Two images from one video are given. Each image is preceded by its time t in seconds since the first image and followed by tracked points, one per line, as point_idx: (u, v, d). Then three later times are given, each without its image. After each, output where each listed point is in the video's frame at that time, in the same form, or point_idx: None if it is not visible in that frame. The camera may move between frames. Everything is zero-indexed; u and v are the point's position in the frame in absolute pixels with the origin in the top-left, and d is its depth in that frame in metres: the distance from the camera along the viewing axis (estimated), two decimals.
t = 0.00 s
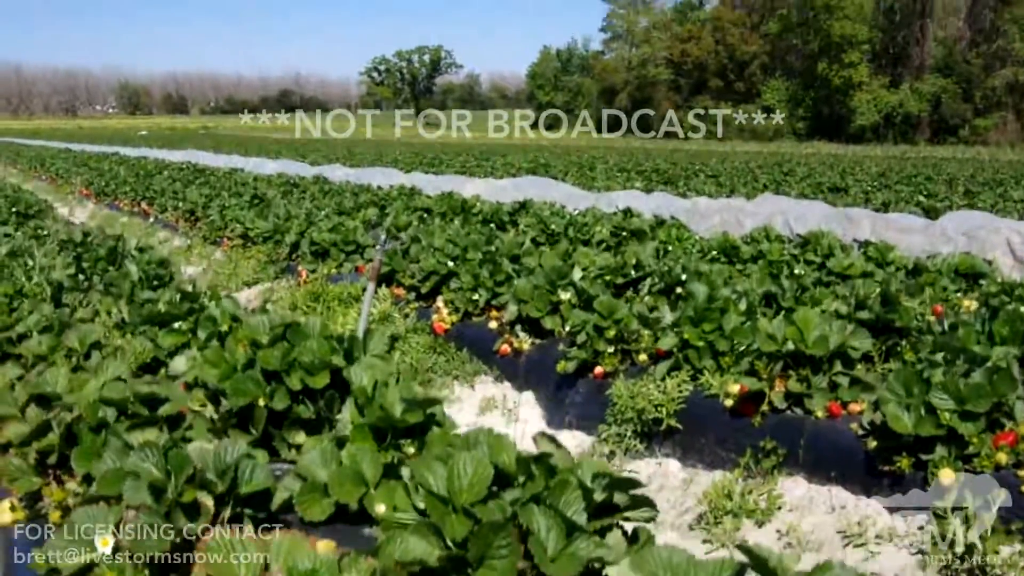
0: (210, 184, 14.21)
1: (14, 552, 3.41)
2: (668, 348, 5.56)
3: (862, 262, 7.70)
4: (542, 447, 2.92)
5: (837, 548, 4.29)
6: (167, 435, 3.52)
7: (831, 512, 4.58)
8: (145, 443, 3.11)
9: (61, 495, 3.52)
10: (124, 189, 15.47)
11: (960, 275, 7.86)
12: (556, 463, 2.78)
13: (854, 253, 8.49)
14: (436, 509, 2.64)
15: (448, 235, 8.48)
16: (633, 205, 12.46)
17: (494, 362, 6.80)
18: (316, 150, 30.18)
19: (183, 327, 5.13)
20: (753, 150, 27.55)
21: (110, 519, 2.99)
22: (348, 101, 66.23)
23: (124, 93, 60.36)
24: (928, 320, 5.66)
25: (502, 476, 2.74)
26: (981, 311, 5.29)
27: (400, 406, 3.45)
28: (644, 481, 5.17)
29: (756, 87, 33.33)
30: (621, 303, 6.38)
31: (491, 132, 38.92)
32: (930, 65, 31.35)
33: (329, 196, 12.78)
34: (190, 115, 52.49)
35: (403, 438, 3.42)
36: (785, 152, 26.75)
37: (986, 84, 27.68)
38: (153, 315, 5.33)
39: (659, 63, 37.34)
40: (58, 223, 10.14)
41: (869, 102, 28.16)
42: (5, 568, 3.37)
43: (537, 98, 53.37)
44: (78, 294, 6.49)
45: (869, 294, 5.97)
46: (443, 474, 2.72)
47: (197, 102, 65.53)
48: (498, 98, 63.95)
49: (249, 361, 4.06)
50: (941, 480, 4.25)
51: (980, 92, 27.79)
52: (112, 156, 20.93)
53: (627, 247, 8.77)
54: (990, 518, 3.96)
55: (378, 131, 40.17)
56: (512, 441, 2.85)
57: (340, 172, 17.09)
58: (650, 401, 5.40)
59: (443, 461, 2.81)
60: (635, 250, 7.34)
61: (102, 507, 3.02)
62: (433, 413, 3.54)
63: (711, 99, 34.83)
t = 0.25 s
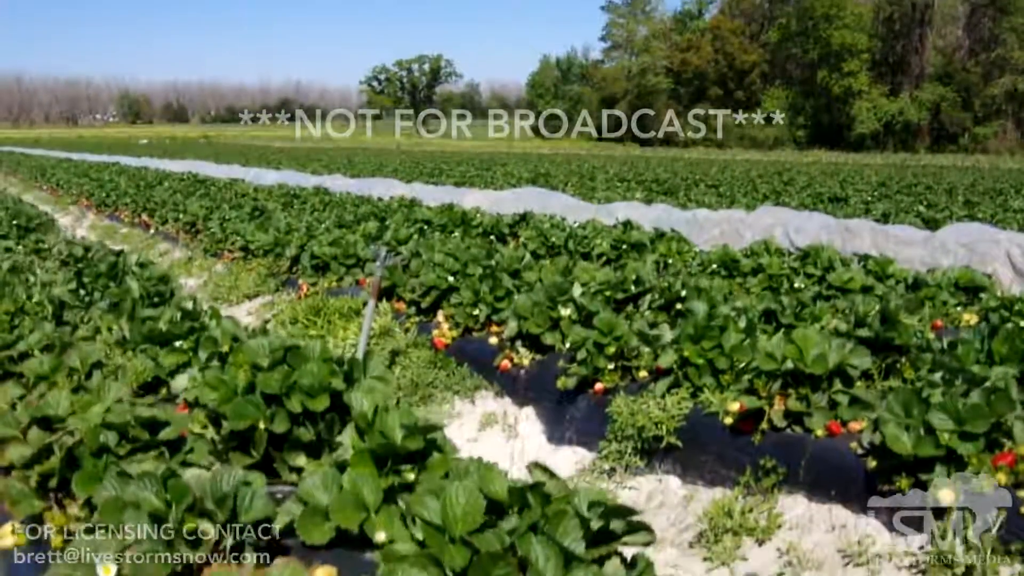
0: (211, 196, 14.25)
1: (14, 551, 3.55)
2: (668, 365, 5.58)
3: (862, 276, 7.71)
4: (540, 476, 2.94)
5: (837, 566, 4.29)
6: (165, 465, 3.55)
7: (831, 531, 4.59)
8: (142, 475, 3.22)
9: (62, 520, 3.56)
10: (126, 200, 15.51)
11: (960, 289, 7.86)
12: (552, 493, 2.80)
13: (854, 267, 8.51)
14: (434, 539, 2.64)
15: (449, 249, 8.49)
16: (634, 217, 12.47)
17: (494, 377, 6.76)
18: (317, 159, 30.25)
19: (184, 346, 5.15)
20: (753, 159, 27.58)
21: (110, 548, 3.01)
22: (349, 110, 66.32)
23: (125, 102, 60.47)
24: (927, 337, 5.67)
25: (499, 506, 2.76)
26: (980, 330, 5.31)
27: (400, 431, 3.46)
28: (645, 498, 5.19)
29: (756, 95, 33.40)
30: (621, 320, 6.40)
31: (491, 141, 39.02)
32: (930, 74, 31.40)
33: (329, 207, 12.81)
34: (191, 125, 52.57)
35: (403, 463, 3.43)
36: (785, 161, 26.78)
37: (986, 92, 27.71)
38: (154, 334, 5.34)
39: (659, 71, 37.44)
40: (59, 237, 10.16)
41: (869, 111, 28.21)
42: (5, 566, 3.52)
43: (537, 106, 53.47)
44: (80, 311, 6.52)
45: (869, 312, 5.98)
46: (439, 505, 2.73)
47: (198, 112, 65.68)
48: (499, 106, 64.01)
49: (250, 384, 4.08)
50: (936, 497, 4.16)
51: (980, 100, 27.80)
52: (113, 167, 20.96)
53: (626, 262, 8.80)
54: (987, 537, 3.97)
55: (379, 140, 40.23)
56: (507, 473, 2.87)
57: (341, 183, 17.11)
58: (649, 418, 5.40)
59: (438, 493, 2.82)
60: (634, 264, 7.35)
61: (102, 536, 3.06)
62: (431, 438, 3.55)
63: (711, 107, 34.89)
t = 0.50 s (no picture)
0: (211, 207, 14.28)
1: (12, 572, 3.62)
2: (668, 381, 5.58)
3: (862, 288, 7.66)
4: (540, 503, 2.95)
5: None
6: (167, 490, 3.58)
7: (830, 548, 4.58)
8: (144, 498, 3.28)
9: (64, 544, 3.59)
10: (126, 210, 15.55)
11: (960, 301, 7.86)
12: (553, 521, 2.81)
13: (854, 278, 8.52)
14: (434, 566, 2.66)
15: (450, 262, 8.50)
16: (633, 228, 12.54)
17: (494, 392, 6.74)
18: (318, 167, 30.30)
19: (184, 364, 5.16)
20: (753, 166, 27.58)
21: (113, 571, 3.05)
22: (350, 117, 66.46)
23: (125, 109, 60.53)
24: (926, 353, 5.67)
25: (500, 533, 2.77)
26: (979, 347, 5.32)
27: (401, 455, 3.48)
28: (645, 515, 5.19)
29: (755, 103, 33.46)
30: (621, 335, 6.41)
31: (491, 148, 39.10)
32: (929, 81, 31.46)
33: (329, 218, 12.85)
34: (191, 132, 52.62)
35: (404, 486, 3.44)
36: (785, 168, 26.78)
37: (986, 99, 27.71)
38: (154, 351, 5.35)
39: (658, 79, 37.56)
40: (59, 249, 10.17)
41: (868, 118, 28.24)
42: None
43: (537, 113, 53.60)
44: (81, 326, 6.53)
45: (868, 328, 5.99)
46: (440, 532, 2.74)
47: (198, 119, 65.74)
48: (498, 113, 64.01)
49: (251, 405, 4.09)
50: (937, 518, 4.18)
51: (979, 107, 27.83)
52: (113, 176, 20.97)
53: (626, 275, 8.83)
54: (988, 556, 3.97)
55: (378, 148, 40.25)
56: (508, 501, 2.89)
57: (341, 192, 17.11)
58: (649, 434, 5.41)
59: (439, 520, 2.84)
60: (634, 278, 7.35)
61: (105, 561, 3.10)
62: (432, 460, 3.57)
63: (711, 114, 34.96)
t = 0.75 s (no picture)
0: (212, 216, 14.30)
1: None
2: (668, 396, 5.60)
3: (862, 299, 7.59)
4: (540, 526, 2.96)
5: None
6: (169, 511, 3.60)
7: (830, 563, 4.58)
8: (146, 520, 3.33)
9: (66, 564, 3.63)
10: (127, 219, 15.58)
11: (960, 311, 7.85)
12: (554, 545, 2.81)
13: (853, 288, 8.53)
14: None
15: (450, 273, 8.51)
16: (632, 237, 12.57)
17: (494, 405, 6.75)
18: (318, 174, 30.35)
19: (185, 379, 5.17)
20: (753, 173, 27.59)
21: None
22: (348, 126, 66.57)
23: (124, 115, 60.56)
24: (926, 367, 5.68)
25: (499, 556, 2.78)
26: (978, 362, 5.33)
27: (402, 476, 3.50)
28: (644, 528, 5.19)
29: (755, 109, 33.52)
30: (621, 347, 6.42)
31: (492, 155, 39.19)
32: (929, 87, 31.49)
33: (330, 227, 12.88)
34: (191, 139, 52.61)
35: (404, 506, 3.45)
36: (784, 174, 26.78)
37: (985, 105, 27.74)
38: (155, 367, 5.37)
39: (658, 85, 37.68)
40: (59, 260, 10.18)
41: (868, 123, 28.28)
42: None
43: (537, 119, 53.70)
44: (82, 340, 6.54)
45: (868, 341, 6.00)
46: (440, 556, 2.75)
47: (197, 126, 65.74)
48: (498, 119, 64.16)
49: (252, 423, 4.11)
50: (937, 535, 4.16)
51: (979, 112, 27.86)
52: (114, 184, 20.99)
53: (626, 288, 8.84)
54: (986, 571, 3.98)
55: (378, 155, 40.24)
56: (507, 524, 2.91)
57: (341, 201, 17.12)
58: (649, 448, 5.42)
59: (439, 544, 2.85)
60: (634, 290, 7.36)
61: None
62: (432, 480, 3.58)
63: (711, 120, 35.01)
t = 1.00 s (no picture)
0: (212, 223, 14.31)
1: None
2: (668, 407, 5.61)
3: (861, 308, 7.59)
4: (541, 545, 2.97)
5: None
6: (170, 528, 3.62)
7: None
8: (149, 537, 3.35)
9: None
10: (127, 225, 15.58)
11: (959, 320, 7.85)
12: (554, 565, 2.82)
13: (853, 296, 8.54)
14: None
15: (450, 282, 8.52)
16: (632, 243, 12.58)
17: (494, 414, 6.76)
18: (319, 179, 30.37)
19: (186, 391, 5.18)
20: (753, 177, 27.61)
21: None
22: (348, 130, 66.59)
23: (124, 120, 60.60)
24: (925, 378, 5.69)
25: None
26: (977, 374, 5.34)
27: (402, 493, 3.51)
28: (644, 540, 5.20)
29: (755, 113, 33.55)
30: (621, 358, 6.43)
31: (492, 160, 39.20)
32: (928, 91, 31.51)
33: (330, 234, 12.89)
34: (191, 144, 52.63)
35: (405, 523, 3.46)
36: (784, 179, 26.79)
37: (985, 109, 27.76)
38: (156, 379, 5.37)
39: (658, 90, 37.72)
40: (60, 268, 10.19)
41: (868, 128, 28.30)
42: None
43: (537, 123, 53.74)
44: (83, 350, 6.55)
45: (867, 352, 6.01)
46: None
47: (198, 131, 65.76)
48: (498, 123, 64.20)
49: (253, 438, 4.11)
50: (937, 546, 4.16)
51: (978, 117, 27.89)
52: (114, 190, 20.99)
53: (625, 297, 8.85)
54: None
55: (378, 160, 40.26)
56: (508, 543, 2.92)
57: (341, 207, 17.13)
58: (649, 459, 5.43)
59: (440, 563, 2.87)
60: (634, 299, 7.37)
61: None
62: (432, 496, 3.59)
63: (711, 124, 35.03)
